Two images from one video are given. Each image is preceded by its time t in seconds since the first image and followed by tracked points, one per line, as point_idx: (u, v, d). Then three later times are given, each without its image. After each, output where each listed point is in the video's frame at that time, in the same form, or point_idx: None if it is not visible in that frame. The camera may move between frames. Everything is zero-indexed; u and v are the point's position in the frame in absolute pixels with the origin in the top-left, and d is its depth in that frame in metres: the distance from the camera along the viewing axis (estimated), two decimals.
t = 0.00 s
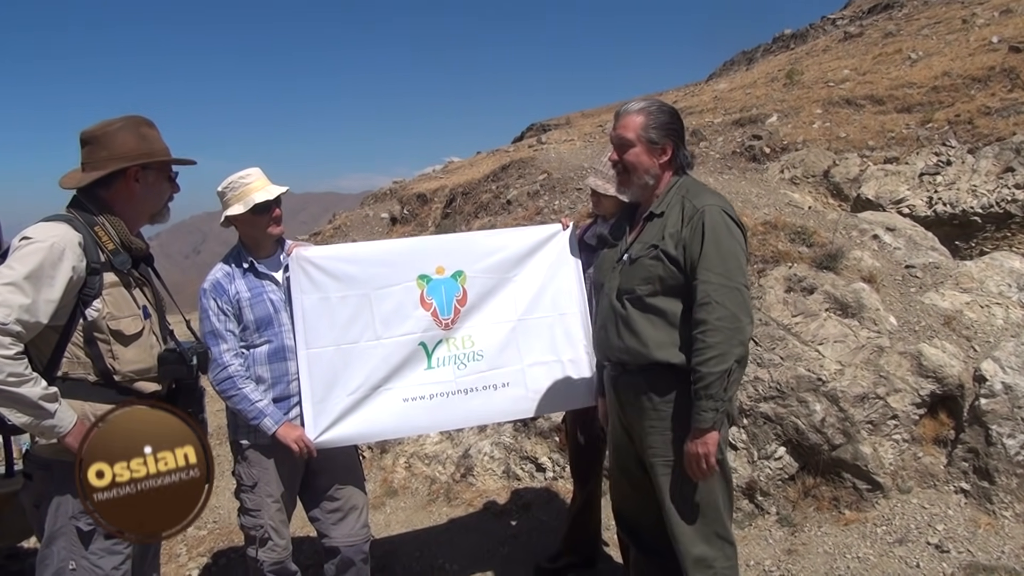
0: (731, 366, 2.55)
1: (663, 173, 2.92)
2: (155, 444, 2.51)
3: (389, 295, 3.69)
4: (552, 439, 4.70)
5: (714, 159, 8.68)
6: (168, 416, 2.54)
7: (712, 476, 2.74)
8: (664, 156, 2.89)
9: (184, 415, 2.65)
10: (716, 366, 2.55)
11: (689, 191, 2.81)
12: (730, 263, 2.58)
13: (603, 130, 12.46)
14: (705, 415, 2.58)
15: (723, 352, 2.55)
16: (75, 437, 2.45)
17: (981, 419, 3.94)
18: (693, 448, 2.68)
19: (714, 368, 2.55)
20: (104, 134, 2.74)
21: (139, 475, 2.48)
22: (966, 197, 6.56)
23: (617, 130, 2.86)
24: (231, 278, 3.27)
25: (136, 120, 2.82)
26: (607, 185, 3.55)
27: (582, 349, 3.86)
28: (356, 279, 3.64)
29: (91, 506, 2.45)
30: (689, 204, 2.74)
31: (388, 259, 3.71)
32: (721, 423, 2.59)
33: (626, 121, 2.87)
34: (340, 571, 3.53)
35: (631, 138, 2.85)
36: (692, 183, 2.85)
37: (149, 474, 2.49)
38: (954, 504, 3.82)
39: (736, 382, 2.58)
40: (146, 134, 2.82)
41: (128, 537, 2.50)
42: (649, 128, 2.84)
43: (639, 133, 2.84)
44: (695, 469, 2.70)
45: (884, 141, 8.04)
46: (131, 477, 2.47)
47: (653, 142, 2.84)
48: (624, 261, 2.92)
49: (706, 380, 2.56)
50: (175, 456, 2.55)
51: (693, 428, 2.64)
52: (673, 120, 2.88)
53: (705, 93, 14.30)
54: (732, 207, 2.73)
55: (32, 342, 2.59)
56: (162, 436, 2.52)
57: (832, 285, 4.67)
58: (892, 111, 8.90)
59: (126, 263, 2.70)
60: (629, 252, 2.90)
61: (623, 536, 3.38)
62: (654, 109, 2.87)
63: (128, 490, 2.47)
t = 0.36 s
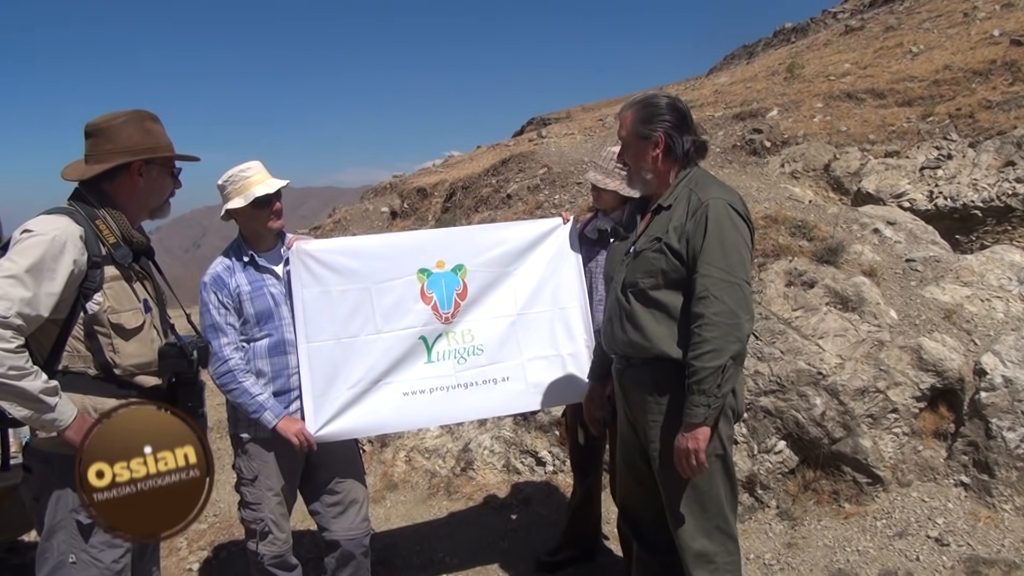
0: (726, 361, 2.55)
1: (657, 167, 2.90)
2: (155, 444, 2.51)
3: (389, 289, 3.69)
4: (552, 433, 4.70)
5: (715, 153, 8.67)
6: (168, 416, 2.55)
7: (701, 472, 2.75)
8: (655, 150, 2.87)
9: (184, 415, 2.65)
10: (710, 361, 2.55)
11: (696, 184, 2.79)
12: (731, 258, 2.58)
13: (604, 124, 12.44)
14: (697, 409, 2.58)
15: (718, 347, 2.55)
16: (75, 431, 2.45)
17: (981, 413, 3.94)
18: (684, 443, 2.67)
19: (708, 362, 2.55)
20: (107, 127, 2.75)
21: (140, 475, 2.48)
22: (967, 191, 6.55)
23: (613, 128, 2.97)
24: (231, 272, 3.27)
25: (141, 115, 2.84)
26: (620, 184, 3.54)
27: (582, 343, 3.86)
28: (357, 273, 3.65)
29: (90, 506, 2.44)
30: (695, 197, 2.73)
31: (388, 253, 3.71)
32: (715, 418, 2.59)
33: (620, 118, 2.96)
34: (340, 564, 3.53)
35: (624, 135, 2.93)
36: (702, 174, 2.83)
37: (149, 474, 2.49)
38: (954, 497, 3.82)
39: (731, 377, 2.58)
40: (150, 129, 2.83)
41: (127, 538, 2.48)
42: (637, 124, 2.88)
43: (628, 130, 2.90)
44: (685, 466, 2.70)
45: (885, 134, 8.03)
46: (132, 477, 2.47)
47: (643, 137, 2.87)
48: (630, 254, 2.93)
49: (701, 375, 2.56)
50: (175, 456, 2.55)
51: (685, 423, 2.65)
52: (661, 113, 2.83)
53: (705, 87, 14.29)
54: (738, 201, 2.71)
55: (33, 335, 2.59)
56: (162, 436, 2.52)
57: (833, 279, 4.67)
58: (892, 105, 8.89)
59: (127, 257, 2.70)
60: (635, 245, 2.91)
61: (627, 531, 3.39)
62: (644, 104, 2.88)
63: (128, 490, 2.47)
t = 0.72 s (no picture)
0: (720, 367, 2.55)
1: (674, 163, 2.90)
2: (155, 444, 2.52)
3: (388, 285, 3.70)
4: (550, 429, 4.70)
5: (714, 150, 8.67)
6: (168, 416, 2.55)
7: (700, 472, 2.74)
8: (672, 146, 2.86)
9: (184, 414, 2.65)
10: (704, 366, 2.55)
11: (699, 183, 2.78)
12: (728, 262, 2.57)
13: (603, 121, 12.43)
14: (690, 414, 2.59)
15: (712, 352, 2.55)
16: (73, 427, 2.45)
17: (979, 410, 3.94)
18: (679, 445, 2.68)
19: (701, 367, 2.55)
20: (106, 121, 2.75)
21: (140, 476, 2.49)
22: (966, 188, 6.54)
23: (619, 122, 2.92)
24: (231, 267, 3.26)
25: (141, 110, 2.84)
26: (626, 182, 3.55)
27: (582, 340, 3.84)
28: (356, 269, 3.65)
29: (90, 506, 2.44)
30: (696, 198, 2.72)
31: (387, 249, 3.71)
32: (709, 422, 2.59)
33: (631, 113, 2.91)
34: (339, 560, 3.54)
35: (636, 130, 2.89)
36: (708, 172, 2.83)
37: (149, 474, 2.50)
38: (952, 495, 3.82)
39: (725, 382, 2.58)
40: (150, 124, 2.83)
41: (126, 537, 2.50)
42: (653, 119, 2.85)
43: (644, 126, 2.86)
44: (680, 467, 2.70)
45: (885, 132, 8.03)
46: (131, 477, 2.48)
47: (658, 133, 2.84)
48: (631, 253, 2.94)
49: (695, 379, 2.57)
50: (175, 456, 2.56)
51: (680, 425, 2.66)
52: (679, 109, 2.83)
53: (705, 83, 14.29)
54: (739, 203, 2.70)
55: (30, 331, 2.59)
56: (162, 436, 2.53)
57: (832, 276, 4.67)
58: (892, 103, 8.88)
59: (125, 252, 2.70)
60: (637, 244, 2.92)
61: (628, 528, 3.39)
62: (659, 98, 2.84)
63: (128, 490, 2.48)
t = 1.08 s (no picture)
0: (726, 371, 2.63)
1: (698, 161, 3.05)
2: (155, 444, 2.52)
3: (385, 285, 3.69)
4: (547, 430, 4.70)
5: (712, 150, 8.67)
6: (167, 416, 2.55)
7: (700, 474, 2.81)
8: (699, 144, 3.03)
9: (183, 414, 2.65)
10: (710, 370, 2.63)
11: (710, 184, 2.84)
12: (738, 266, 2.63)
13: (601, 121, 12.43)
14: (694, 417, 2.67)
15: (720, 357, 2.63)
16: (69, 427, 2.45)
17: (975, 410, 3.94)
18: (679, 448, 2.76)
19: (708, 372, 2.63)
20: (102, 121, 2.75)
21: (140, 476, 2.49)
22: (963, 188, 6.55)
23: (653, 115, 2.92)
24: (227, 267, 3.29)
25: (137, 110, 2.84)
26: (626, 186, 3.64)
27: (579, 341, 3.81)
28: (353, 269, 3.65)
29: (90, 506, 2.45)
30: (705, 199, 2.78)
31: (384, 249, 3.70)
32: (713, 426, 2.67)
33: (663, 107, 2.95)
34: (336, 559, 3.54)
35: (674, 122, 2.96)
36: (718, 172, 2.94)
37: (149, 474, 2.50)
38: (948, 495, 3.82)
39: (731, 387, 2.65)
40: (146, 124, 2.83)
41: (127, 537, 2.50)
42: (688, 115, 2.98)
43: (682, 118, 2.95)
44: (679, 470, 2.79)
45: (882, 132, 8.04)
46: (132, 477, 2.48)
47: (693, 126, 2.97)
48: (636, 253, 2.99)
49: (701, 383, 2.65)
50: (175, 456, 2.56)
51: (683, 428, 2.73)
52: (707, 108, 3.01)
53: (703, 82, 14.30)
54: (749, 206, 2.77)
55: (26, 331, 2.59)
56: (162, 435, 2.53)
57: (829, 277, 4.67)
58: (889, 103, 8.89)
59: (120, 253, 2.70)
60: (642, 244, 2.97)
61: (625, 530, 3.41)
62: (689, 96, 2.98)
63: (128, 490, 2.48)
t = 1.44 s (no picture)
0: (753, 378, 2.88)
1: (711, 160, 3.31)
2: (155, 444, 2.50)
3: (382, 287, 3.69)
4: (545, 431, 4.69)
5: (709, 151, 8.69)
6: (165, 415, 2.53)
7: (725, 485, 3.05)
8: (711, 143, 3.30)
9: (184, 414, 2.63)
10: (738, 377, 2.88)
11: (724, 189, 3.12)
12: (757, 269, 2.90)
13: (598, 122, 12.44)
14: (724, 427, 2.90)
15: (746, 363, 2.88)
16: (64, 431, 2.44)
17: (972, 410, 3.95)
18: (711, 461, 2.97)
19: (736, 379, 2.87)
20: (96, 124, 2.75)
21: (140, 476, 2.48)
22: (959, 188, 6.56)
23: (669, 114, 3.18)
24: (224, 270, 3.29)
25: (132, 113, 2.83)
26: (623, 186, 3.61)
27: (577, 343, 3.82)
28: (350, 271, 3.65)
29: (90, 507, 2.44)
30: (722, 204, 3.06)
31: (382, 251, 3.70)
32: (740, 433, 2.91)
33: (678, 107, 3.22)
34: (333, 562, 3.54)
35: (693, 122, 3.22)
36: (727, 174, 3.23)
37: (149, 474, 2.49)
38: (946, 495, 3.82)
39: (757, 393, 2.90)
40: (141, 127, 2.83)
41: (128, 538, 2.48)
42: (702, 115, 3.24)
43: (700, 118, 3.22)
44: (709, 483, 2.99)
45: (878, 133, 8.06)
46: (131, 477, 2.47)
47: (708, 125, 3.25)
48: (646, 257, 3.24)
49: (729, 389, 2.88)
50: (175, 456, 2.54)
51: (710, 438, 2.96)
52: (719, 110, 3.28)
53: (699, 84, 14.33)
54: (763, 209, 3.04)
55: (20, 334, 2.58)
56: (161, 435, 2.51)
57: (825, 278, 4.68)
58: (885, 103, 8.92)
59: (115, 256, 2.69)
60: (653, 247, 3.21)
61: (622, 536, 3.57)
62: (702, 98, 3.25)
63: (128, 490, 2.46)
